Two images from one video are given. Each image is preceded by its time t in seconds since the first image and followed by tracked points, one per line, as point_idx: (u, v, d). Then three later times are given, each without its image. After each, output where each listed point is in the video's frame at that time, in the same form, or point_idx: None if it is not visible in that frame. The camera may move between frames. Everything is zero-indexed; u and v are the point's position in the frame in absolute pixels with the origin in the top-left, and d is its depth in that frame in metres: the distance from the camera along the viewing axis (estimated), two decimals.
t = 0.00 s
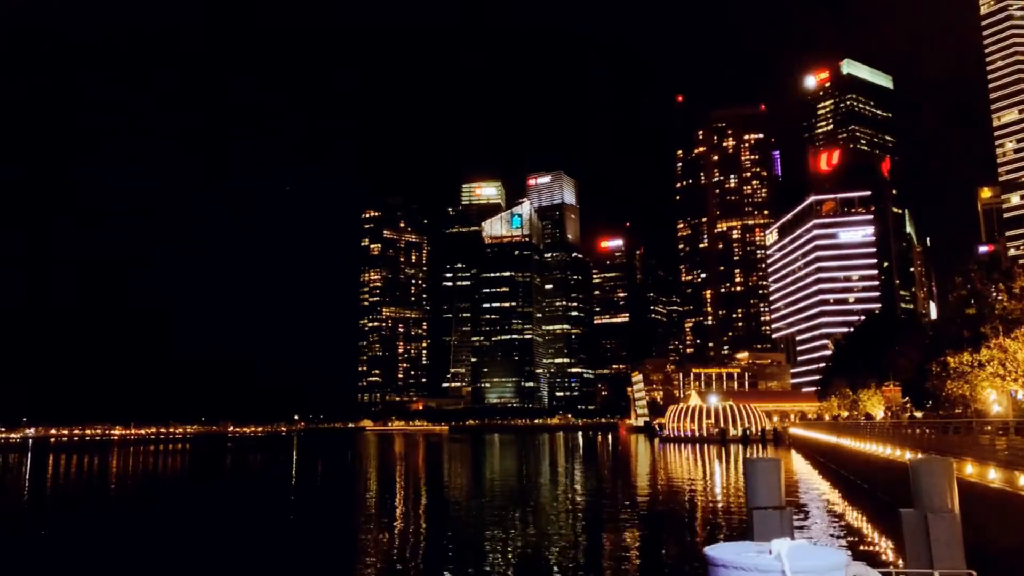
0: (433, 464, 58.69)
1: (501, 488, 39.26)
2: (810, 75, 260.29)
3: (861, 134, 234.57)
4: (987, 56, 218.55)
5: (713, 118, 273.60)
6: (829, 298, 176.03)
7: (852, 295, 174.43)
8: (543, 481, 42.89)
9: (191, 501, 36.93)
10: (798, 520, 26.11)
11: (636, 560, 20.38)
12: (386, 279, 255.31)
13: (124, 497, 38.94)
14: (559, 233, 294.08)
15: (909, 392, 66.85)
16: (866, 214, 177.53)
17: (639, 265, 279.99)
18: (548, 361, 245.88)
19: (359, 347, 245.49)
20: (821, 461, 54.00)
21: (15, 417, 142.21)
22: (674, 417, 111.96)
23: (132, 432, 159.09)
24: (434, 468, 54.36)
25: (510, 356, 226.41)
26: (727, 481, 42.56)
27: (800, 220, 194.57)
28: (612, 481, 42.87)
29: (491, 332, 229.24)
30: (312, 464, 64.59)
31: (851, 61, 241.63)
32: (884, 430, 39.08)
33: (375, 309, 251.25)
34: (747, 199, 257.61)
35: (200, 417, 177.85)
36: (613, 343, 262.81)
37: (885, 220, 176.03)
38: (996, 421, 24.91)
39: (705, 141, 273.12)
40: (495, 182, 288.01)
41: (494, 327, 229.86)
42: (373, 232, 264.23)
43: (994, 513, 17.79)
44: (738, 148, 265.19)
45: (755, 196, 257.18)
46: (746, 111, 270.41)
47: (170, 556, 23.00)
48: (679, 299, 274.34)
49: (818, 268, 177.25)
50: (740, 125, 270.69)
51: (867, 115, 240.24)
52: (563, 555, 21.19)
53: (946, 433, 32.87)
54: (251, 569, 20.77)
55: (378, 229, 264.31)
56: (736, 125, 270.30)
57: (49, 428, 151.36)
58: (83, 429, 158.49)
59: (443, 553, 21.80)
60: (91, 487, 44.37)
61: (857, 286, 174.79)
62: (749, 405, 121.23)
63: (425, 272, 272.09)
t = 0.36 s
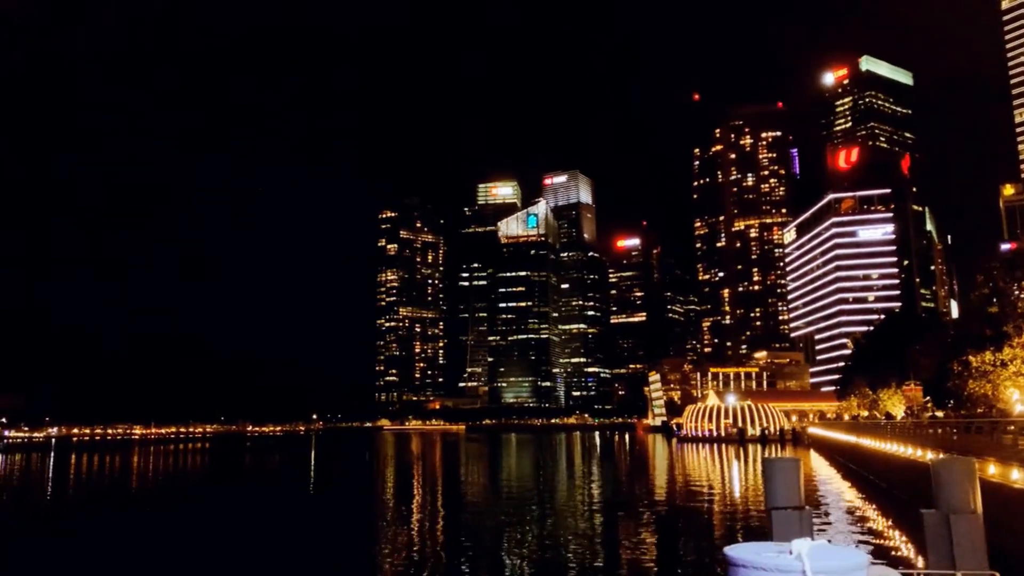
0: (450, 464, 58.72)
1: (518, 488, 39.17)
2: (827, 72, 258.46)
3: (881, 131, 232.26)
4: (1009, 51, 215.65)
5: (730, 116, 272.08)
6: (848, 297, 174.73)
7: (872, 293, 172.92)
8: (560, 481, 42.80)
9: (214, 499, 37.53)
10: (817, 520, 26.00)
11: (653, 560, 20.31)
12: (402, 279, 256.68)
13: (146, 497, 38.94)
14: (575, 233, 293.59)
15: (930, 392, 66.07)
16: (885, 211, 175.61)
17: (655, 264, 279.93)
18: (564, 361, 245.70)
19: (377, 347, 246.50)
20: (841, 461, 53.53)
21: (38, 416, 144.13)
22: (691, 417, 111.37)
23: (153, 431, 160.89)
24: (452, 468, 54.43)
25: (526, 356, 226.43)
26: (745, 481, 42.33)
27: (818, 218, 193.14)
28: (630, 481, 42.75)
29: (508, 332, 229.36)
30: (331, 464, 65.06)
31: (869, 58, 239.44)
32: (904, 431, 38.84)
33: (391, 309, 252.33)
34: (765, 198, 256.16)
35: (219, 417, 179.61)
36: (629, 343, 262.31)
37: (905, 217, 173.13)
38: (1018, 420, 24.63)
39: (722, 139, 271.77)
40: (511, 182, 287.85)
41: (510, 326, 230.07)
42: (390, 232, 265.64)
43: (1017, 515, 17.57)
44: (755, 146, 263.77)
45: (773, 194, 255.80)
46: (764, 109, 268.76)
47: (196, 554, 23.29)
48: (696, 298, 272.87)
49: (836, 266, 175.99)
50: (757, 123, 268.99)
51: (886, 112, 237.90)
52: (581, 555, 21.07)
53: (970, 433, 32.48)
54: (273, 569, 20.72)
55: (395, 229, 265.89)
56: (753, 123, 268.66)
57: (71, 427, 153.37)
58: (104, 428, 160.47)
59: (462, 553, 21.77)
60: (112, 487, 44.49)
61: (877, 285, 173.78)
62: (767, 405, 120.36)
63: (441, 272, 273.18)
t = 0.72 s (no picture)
0: (472, 463, 59.00)
1: (540, 488, 39.24)
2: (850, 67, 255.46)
3: (905, 128, 229.27)
4: None
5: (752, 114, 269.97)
6: (872, 296, 173.19)
7: (896, 292, 170.99)
8: (581, 481, 42.79)
9: (234, 498, 37.77)
10: (840, 520, 25.98)
11: (674, 559, 20.34)
12: (422, 279, 258.85)
13: (168, 497, 38.80)
14: (594, 232, 292.92)
15: (957, 391, 65.06)
16: (909, 209, 173.43)
17: (676, 264, 282.25)
18: (584, 360, 245.06)
19: (397, 347, 247.90)
20: (865, 462, 52.94)
21: (66, 415, 146.85)
22: (713, 417, 110.62)
23: (177, 431, 162.95)
24: (474, 467, 55.01)
25: (546, 356, 226.33)
26: (768, 481, 42.00)
27: (841, 216, 191.35)
28: (651, 481, 42.67)
29: (527, 332, 229.37)
30: (354, 462, 65.88)
31: (893, 54, 236.51)
32: (928, 430, 38.40)
33: (412, 309, 254.03)
34: (787, 195, 253.26)
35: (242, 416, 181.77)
36: (650, 342, 262.51)
37: (929, 215, 170.33)
38: None
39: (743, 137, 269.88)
40: (530, 182, 287.59)
41: (530, 326, 230.24)
42: (410, 233, 267.99)
43: None
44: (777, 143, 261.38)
45: (795, 192, 252.85)
46: (785, 107, 266.30)
47: (219, 552, 23.53)
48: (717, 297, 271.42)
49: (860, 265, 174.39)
50: (779, 120, 266.67)
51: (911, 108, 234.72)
52: (600, 555, 21.10)
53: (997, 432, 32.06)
54: (293, 570, 20.70)
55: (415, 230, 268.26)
56: (775, 121, 266.42)
57: (98, 426, 156.20)
58: (130, 427, 162.94)
59: (482, 552, 21.72)
60: (141, 485, 45.53)
61: (901, 283, 171.33)
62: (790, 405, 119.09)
63: (461, 272, 274.37)
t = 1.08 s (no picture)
0: (488, 462, 59.12)
1: (557, 488, 39.22)
2: (869, 64, 253.05)
3: (925, 125, 227.00)
4: None
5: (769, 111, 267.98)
6: (892, 295, 171.55)
7: (917, 290, 169.20)
8: (598, 481, 42.73)
9: (251, 498, 37.89)
10: (861, 520, 25.90)
11: (693, 559, 20.27)
12: (439, 279, 259.84)
13: (186, 496, 38.82)
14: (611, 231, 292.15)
15: (979, 392, 64.22)
16: (930, 206, 171.28)
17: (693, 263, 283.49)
18: (602, 360, 245.07)
19: (414, 347, 248.90)
20: (885, 462, 52.55)
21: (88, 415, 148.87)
22: (731, 416, 109.84)
23: (196, 431, 164.53)
24: (491, 466, 55.06)
25: (563, 355, 225.64)
26: (787, 481, 41.79)
27: (860, 214, 189.48)
28: (669, 480, 42.61)
29: (544, 332, 229.25)
30: (371, 461, 66.02)
31: (913, 50, 233.77)
32: (950, 430, 37.73)
33: (428, 309, 255.13)
34: (805, 193, 250.67)
35: (260, 417, 183.42)
36: (667, 342, 264.14)
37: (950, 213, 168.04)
38: None
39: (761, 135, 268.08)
40: (546, 181, 287.05)
41: (546, 326, 230.10)
42: (426, 233, 269.45)
43: None
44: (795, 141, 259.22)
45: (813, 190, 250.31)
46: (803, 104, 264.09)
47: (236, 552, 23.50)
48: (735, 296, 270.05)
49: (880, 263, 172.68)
50: (797, 118, 264.54)
51: (931, 104, 232.27)
52: (619, 555, 21.06)
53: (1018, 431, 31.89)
54: (304, 570, 20.63)
55: (432, 230, 269.64)
56: (793, 118, 264.35)
57: (119, 426, 158.30)
58: (151, 426, 164.98)
59: (501, 552, 21.69)
60: (162, 484, 46.03)
61: (922, 282, 169.44)
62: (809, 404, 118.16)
63: (478, 271, 275.13)
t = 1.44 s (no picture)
0: (504, 461, 59.30)
1: (572, 487, 39.22)
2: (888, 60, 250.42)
3: (945, 122, 224.99)
4: None
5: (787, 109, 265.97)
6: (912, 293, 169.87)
7: (937, 289, 167.52)
8: (614, 480, 42.67)
9: (265, 497, 38.13)
10: (881, 520, 25.86)
11: (712, 559, 20.24)
12: (454, 279, 260.54)
13: (204, 494, 39.15)
14: (627, 230, 291.13)
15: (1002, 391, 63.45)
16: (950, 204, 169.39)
17: (710, 262, 281.81)
18: (618, 360, 245.42)
19: (430, 346, 250.06)
20: (906, 461, 52.20)
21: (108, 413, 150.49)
22: (749, 416, 109.20)
23: (215, 430, 166.23)
24: (507, 465, 55.39)
25: (579, 355, 225.51)
26: (806, 481, 41.58)
27: (879, 212, 187.71)
28: (686, 481, 42.56)
29: (560, 332, 229.11)
30: (385, 461, 66.07)
31: (932, 46, 231.14)
32: (970, 429, 37.59)
33: (444, 309, 256.12)
34: (824, 191, 248.71)
35: (278, 416, 184.87)
36: (684, 341, 262.55)
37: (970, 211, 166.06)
38: None
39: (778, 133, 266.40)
40: (561, 181, 286.30)
41: (562, 326, 229.97)
42: (441, 233, 270.56)
43: None
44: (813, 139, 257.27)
45: (831, 187, 248.34)
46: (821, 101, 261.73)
47: (248, 552, 23.41)
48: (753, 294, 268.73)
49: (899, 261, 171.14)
50: (814, 115, 262.25)
51: (951, 101, 229.72)
52: (635, 555, 21.03)
53: None
54: (308, 570, 20.65)
55: (447, 230, 270.65)
56: (810, 116, 262.10)
57: (139, 426, 160.41)
58: (171, 425, 166.88)
59: (518, 552, 21.64)
60: (179, 483, 46.69)
61: (942, 280, 167.74)
62: (828, 404, 117.18)
63: (493, 271, 275.52)
